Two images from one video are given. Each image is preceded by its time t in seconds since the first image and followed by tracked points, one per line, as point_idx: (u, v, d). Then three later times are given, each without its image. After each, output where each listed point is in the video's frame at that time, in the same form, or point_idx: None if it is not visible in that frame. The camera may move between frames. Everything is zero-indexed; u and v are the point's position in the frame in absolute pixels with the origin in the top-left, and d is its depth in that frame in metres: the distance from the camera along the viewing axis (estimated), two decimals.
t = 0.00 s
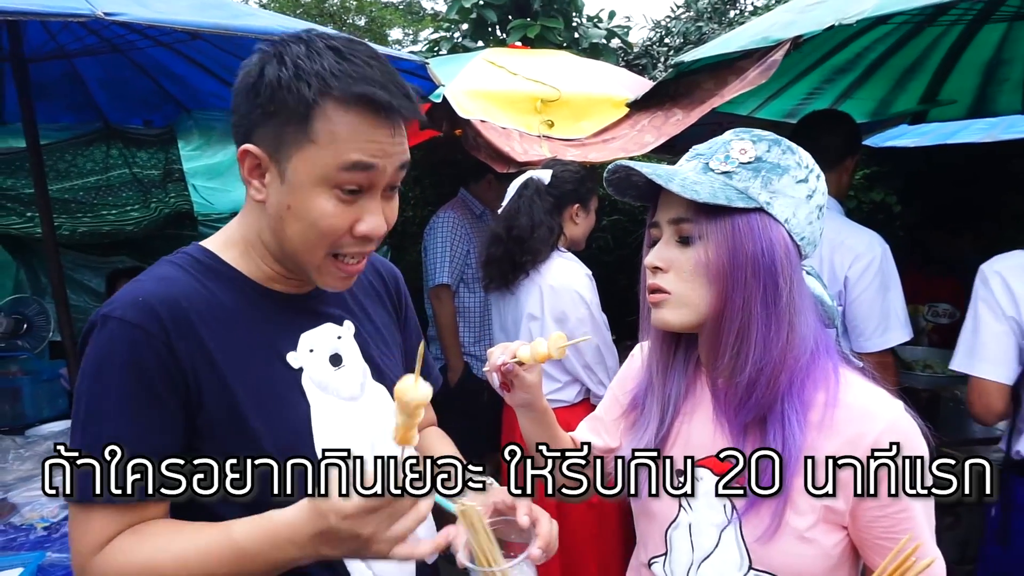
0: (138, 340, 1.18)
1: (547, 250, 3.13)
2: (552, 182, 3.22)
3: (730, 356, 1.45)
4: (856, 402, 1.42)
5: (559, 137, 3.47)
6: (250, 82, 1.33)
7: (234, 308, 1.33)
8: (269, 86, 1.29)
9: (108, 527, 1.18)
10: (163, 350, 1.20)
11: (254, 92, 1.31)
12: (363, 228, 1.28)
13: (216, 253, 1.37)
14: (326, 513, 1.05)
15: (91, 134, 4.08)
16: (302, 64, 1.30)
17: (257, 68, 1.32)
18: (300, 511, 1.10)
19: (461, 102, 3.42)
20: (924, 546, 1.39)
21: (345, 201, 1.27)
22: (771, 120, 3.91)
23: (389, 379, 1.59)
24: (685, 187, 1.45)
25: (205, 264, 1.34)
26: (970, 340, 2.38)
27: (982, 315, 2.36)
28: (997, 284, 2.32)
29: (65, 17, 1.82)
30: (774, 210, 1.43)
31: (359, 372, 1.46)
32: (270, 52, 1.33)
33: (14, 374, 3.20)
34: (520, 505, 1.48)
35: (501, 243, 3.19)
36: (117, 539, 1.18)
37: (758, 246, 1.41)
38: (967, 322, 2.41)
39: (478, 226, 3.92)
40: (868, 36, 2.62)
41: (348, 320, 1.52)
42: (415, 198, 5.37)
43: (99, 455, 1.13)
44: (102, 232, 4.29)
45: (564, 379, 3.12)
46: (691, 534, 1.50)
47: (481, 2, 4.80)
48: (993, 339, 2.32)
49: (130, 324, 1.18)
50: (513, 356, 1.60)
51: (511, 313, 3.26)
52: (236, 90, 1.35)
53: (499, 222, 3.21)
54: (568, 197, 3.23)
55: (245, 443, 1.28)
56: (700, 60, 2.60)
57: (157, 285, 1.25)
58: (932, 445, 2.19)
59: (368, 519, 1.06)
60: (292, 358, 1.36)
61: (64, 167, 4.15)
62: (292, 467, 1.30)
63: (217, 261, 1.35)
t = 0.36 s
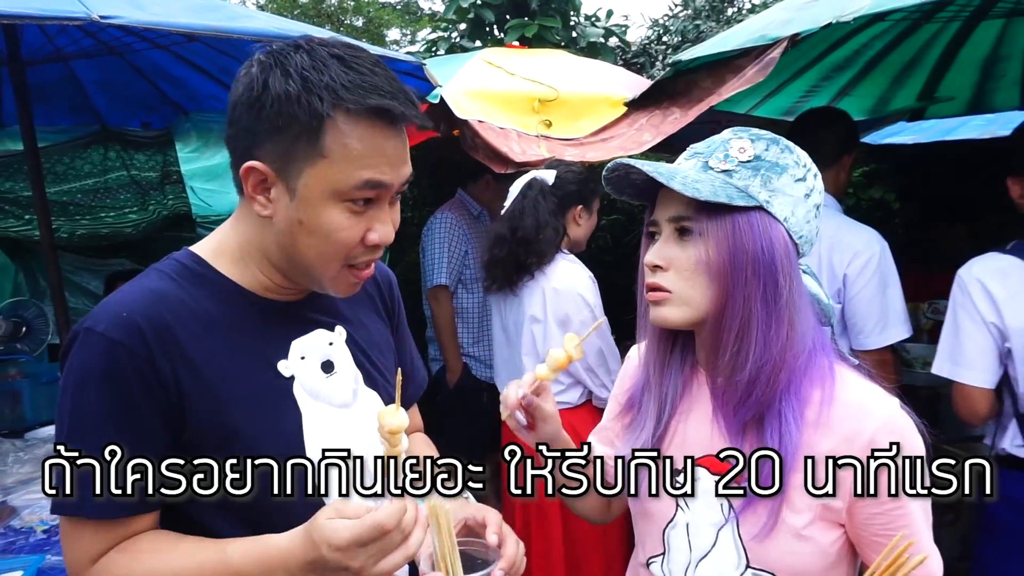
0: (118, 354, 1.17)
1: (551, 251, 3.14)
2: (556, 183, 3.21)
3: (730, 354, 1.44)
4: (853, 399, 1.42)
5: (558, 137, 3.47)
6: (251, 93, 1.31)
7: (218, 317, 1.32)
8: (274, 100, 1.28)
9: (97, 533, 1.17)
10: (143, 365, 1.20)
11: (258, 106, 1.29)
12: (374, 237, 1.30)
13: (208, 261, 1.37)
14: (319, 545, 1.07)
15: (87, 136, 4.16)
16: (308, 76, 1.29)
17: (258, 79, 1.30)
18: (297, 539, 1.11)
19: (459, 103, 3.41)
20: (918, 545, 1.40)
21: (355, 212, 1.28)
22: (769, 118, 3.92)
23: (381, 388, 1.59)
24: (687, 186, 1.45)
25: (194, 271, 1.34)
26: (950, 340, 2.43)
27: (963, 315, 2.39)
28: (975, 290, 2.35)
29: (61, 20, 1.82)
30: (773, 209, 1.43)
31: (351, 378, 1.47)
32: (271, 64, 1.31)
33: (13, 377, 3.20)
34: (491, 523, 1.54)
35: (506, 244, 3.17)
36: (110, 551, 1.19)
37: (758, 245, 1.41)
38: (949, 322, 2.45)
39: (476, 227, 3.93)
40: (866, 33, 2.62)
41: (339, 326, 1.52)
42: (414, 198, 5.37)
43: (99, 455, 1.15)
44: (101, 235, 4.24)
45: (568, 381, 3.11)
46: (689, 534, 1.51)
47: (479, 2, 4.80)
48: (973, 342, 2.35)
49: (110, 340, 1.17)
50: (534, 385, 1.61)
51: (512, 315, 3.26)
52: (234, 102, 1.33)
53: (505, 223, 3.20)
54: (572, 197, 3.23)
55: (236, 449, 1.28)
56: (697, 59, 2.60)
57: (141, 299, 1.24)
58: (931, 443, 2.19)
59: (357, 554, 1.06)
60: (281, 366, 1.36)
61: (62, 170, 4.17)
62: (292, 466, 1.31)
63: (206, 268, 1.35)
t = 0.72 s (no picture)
0: (115, 359, 1.17)
1: (541, 249, 3.12)
2: (546, 183, 3.21)
3: (745, 360, 1.45)
4: (862, 404, 1.42)
5: (558, 137, 3.47)
6: (225, 73, 1.33)
7: (216, 318, 1.32)
8: (248, 74, 1.30)
9: (95, 537, 1.16)
10: (145, 368, 1.19)
11: (233, 84, 1.31)
12: (363, 213, 1.28)
13: (198, 261, 1.36)
14: (337, 542, 1.06)
15: (87, 134, 4.14)
16: (279, 48, 1.31)
17: (230, 57, 1.32)
18: (312, 543, 1.10)
19: (459, 103, 3.41)
20: (930, 548, 1.40)
21: (340, 186, 1.27)
22: (769, 120, 3.92)
23: (379, 390, 1.58)
24: (715, 188, 1.42)
25: (185, 272, 1.33)
26: (950, 333, 2.44)
27: (964, 308, 2.41)
28: (982, 279, 2.36)
29: (61, 16, 1.81)
30: (794, 218, 1.44)
31: (349, 381, 1.47)
32: (240, 43, 1.33)
33: (10, 374, 3.17)
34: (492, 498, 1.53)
35: (498, 243, 3.19)
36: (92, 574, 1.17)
37: (777, 252, 1.42)
38: (948, 317, 2.47)
39: (473, 226, 3.93)
40: (866, 35, 2.62)
41: (334, 328, 1.52)
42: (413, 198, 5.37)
43: (99, 455, 1.14)
44: (99, 233, 4.25)
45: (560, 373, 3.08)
46: (695, 538, 1.50)
47: (479, 2, 4.80)
48: (973, 332, 2.36)
49: (106, 343, 1.17)
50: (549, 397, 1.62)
51: (506, 313, 3.26)
52: (209, 87, 1.35)
53: (494, 222, 3.22)
54: (561, 197, 3.23)
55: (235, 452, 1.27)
56: (698, 60, 2.60)
57: (135, 301, 1.24)
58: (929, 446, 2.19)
59: (380, 543, 1.05)
60: (280, 369, 1.36)
61: (61, 167, 4.17)
62: (292, 466, 1.31)
63: (196, 269, 1.34)
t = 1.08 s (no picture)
0: (114, 364, 1.15)
1: (539, 249, 3.11)
2: (545, 180, 3.23)
3: (752, 359, 1.44)
4: (863, 403, 1.42)
5: (560, 135, 3.47)
6: (258, 64, 1.30)
7: (220, 320, 1.30)
8: (283, 69, 1.28)
9: (99, 538, 1.15)
10: (145, 373, 1.18)
11: (265, 76, 1.29)
12: (383, 220, 1.29)
13: (203, 260, 1.35)
14: (335, 545, 1.05)
15: (86, 126, 4.14)
16: (318, 47, 1.31)
17: (265, 51, 1.30)
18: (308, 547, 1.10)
19: (461, 99, 3.41)
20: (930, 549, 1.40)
21: (366, 192, 1.27)
22: (770, 120, 3.92)
23: (389, 388, 1.59)
24: (721, 187, 1.42)
25: (191, 272, 1.32)
26: (955, 323, 2.42)
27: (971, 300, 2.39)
28: (990, 273, 2.35)
29: (62, 7, 1.80)
30: (798, 216, 1.44)
31: (357, 379, 1.48)
32: (278, 36, 1.32)
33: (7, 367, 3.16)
34: (480, 519, 1.50)
35: (496, 240, 3.17)
36: None
37: (783, 251, 1.42)
38: (955, 303, 2.44)
39: (473, 224, 3.92)
40: (869, 36, 2.62)
41: (343, 324, 1.52)
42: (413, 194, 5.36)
43: (99, 455, 1.14)
44: (97, 226, 4.26)
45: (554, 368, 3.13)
46: (694, 537, 1.50)
47: None
48: (979, 321, 2.35)
49: (106, 348, 1.15)
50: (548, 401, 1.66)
51: (506, 311, 3.25)
52: (236, 76, 1.32)
53: (494, 221, 3.20)
54: (560, 195, 3.25)
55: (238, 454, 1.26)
56: (700, 60, 2.59)
57: (137, 303, 1.22)
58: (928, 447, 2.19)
59: (375, 548, 1.05)
60: (287, 370, 1.36)
61: (60, 160, 4.14)
62: (292, 466, 1.29)
63: (204, 269, 1.33)
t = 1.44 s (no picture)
0: (134, 367, 1.16)
1: (545, 248, 3.10)
2: (550, 179, 3.20)
3: (760, 359, 1.44)
4: (867, 400, 1.42)
5: (563, 133, 3.47)
6: (266, 64, 1.30)
7: (233, 321, 1.31)
8: (294, 68, 1.28)
9: (113, 541, 1.16)
10: (162, 375, 1.18)
11: (275, 77, 1.29)
12: (397, 217, 1.29)
13: (216, 260, 1.35)
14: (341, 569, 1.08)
15: (90, 126, 4.09)
16: (328, 44, 1.31)
17: (275, 50, 1.30)
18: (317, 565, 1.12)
19: (464, 97, 3.42)
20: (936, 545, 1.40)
21: (380, 189, 1.28)
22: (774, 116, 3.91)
23: (400, 386, 1.60)
24: (726, 187, 1.41)
25: (205, 273, 1.32)
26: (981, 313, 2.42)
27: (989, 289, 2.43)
28: (1013, 254, 2.38)
29: (69, 8, 1.80)
30: (803, 214, 1.44)
31: (371, 378, 1.46)
32: (286, 36, 1.32)
33: (14, 366, 3.18)
34: (486, 530, 1.50)
35: (500, 240, 3.16)
36: None
37: (789, 250, 1.42)
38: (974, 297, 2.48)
39: (478, 222, 3.90)
40: (873, 32, 2.61)
41: (354, 324, 1.52)
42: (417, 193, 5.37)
43: (99, 455, 1.13)
44: (102, 226, 4.30)
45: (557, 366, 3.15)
46: (698, 535, 1.50)
47: None
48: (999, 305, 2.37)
49: (125, 351, 1.15)
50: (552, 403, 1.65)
51: (512, 310, 3.25)
52: (245, 78, 1.32)
53: (498, 219, 3.17)
54: (566, 193, 3.22)
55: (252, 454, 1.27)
56: (704, 56, 2.59)
57: (154, 305, 1.22)
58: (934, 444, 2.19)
59: None
60: (305, 369, 1.36)
61: (64, 160, 4.15)
62: (292, 466, 1.26)
63: (215, 268, 1.34)
